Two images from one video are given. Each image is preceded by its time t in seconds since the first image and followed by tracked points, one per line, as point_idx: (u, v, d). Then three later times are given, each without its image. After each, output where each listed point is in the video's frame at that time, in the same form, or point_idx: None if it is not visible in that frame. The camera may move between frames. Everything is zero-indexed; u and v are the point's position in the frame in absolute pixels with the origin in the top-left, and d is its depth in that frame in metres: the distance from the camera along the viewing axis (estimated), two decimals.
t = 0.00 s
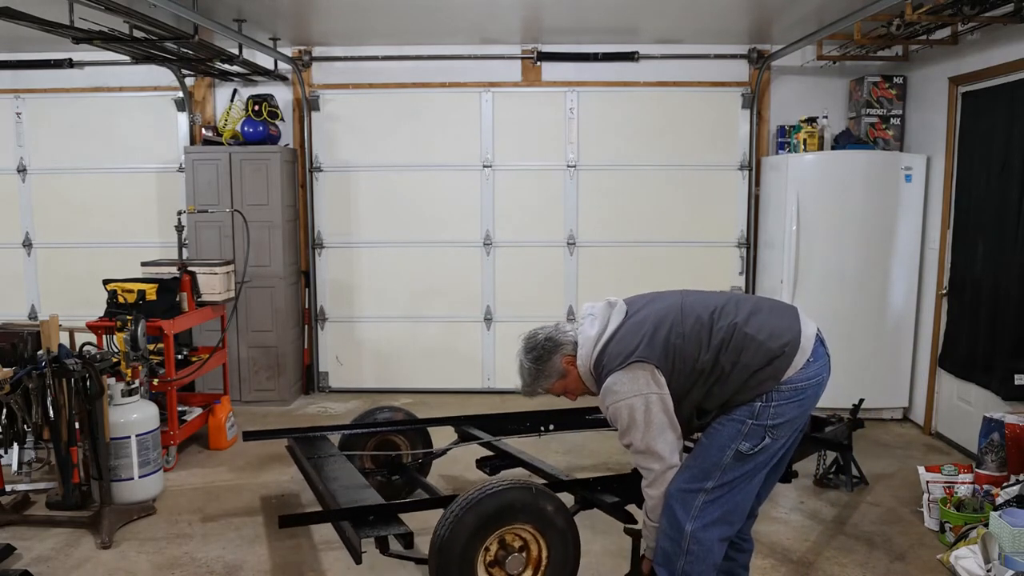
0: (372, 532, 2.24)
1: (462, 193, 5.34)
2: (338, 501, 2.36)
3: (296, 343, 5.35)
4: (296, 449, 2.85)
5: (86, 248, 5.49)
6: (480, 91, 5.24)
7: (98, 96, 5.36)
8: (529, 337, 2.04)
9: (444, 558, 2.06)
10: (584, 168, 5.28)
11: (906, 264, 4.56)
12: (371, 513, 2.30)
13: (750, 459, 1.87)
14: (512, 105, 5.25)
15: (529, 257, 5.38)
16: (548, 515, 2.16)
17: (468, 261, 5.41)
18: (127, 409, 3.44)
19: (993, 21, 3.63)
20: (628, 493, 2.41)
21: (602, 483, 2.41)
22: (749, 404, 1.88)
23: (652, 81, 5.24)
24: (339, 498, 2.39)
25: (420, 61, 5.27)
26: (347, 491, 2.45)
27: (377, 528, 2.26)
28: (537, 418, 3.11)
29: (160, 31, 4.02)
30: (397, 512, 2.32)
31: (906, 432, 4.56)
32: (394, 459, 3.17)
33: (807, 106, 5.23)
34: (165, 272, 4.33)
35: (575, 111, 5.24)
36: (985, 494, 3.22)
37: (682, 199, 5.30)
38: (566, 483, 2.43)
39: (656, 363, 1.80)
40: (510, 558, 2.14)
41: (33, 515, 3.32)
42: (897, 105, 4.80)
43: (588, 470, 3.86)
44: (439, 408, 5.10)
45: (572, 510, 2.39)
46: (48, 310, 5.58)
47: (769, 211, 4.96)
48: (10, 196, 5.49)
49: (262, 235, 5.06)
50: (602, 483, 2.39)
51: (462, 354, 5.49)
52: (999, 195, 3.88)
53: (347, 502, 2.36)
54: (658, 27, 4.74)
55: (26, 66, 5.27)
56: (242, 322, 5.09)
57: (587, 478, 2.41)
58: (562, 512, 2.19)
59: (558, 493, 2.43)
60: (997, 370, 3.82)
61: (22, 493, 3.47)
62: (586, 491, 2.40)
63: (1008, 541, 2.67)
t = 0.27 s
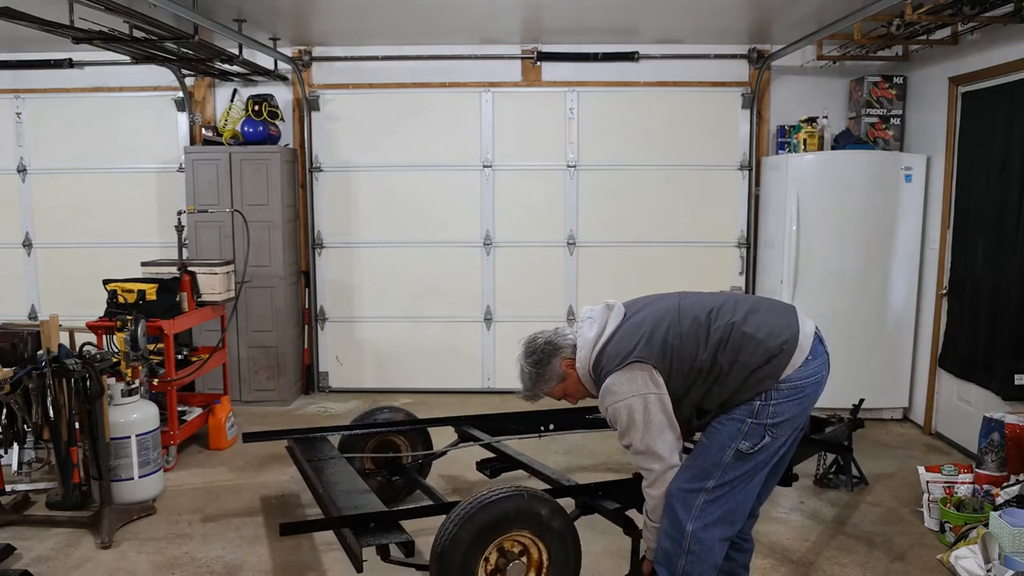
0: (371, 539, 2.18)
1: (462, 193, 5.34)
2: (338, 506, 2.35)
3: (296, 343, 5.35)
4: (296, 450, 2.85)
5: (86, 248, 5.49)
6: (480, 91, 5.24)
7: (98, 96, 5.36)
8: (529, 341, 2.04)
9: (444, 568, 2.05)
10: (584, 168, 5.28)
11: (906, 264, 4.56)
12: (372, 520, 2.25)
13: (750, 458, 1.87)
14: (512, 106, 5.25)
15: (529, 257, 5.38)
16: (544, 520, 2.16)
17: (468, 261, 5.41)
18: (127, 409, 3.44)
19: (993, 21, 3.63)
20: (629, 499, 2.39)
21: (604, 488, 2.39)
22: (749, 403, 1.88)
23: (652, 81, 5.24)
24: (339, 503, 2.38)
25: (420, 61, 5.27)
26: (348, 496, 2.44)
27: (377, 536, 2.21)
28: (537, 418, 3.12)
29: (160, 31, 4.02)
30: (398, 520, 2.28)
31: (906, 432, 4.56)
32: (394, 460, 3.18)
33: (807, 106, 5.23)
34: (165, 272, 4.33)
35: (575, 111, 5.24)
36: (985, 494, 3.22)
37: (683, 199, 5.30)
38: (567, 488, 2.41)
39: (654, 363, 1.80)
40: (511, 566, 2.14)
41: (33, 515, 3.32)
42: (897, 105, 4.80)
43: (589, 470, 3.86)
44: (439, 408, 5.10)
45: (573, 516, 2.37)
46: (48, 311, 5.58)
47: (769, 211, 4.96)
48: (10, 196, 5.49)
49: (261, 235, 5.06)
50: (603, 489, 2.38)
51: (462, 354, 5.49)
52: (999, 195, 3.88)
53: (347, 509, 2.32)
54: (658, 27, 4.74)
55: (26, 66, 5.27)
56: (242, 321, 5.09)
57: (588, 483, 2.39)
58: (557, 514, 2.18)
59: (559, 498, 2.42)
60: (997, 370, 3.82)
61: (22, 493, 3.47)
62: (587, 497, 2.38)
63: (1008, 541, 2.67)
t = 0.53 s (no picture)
0: (372, 544, 2.17)
1: (462, 193, 5.34)
2: (339, 510, 2.33)
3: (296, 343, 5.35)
4: (297, 452, 2.85)
5: (86, 248, 5.49)
6: (480, 91, 5.24)
7: (98, 96, 5.36)
8: (528, 345, 2.04)
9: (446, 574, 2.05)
10: (584, 168, 5.28)
11: (906, 264, 4.56)
12: (372, 524, 2.24)
13: (748, 457, 1.87)
14: (512, 106, 5.25)
15: (529, 257, 5.38)
16: (537, 520, 2.15)
17: (467, 261, 5.41)
18: (127, 410, 3.44)
19: (993, 21, 3.63)
20: (628, 503, 2.38)
21: (604, 491, 2.37)
22: (747, 402, 1.88)
23: (652, 81, 5.24)
24: (339, 506, 2.37)
25: (420, 61, 5.27)
26: (348, 500, 2.42)
27: (378, 540, 2.20)
28: (537, 417, 3.12)
29: (160, 31, 4.02)
30: (400, 524, 2.26)
31: (906, 432, 4.56)
32: (394, 461, 3.17)
33: (807, 106, 5.23)
34: (164, 272, 4.32)
35: (575, 111, 5.24)
36: (985, 494, 3.22)
37: (683, 199, 5.30)
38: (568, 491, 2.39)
39: (651, 364, 1.80)
40: (511, 570, 2.14)
41: (33, 515, 3.32)
42: (897, 105, 4.80)
43: (589, 470, 3.86)
44: (439, 408, 5.10)
45: (572, 518, 2.36)
46: (47, 311, 5.58)
47: (769, 211, 4.96)
48: (9, 196, 5.48)
49: (262, 234, 5.06)
50: (604, 493, 2.36)
51: (462, 354, 5.49)
52: (999, 195, 3.88)
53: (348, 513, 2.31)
54: (658, 27, 4.74)
55: (26, 66, 5.27)
56: (243, 321, 5.09)
57: (589, 487, 2.37)
58: (549, 512, 2.17)
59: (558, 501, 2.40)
60: (997, 370, 3.82)
61: (21, 494, 3.46)
62: (588, 500, 2.36)
63: (1008, 541, 2.67)
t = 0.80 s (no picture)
0: (372, 545, 2.17)
1: (462, 193, 5.34)
2: (339, 510, 2.33)
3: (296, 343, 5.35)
4: (297, 452, 2.85)
5: (86, 248, 5.49)
6: (480, 91, 5.24)
7: (98, 95, 5.36)
8: (530, 339, 2.05)
9: None
10: (584, 168, 5.28)
11: (906, 264, 4.56)
12: (371, 525, 2.24)
13: (748, 457, 1.87)
14: (512, 106, 5.25)
15: (529, 257, 5.38)
16: (528, 519, 2.14)
17: (468, 261, 5.41)
18: (127, 410, 3.44)
19: (993, 21, 3.63)
20: (628, 503, 2.38)
21: (603, 492, 2.37)
22: (746, 402, 1.88)
23: (652, 81, 5.24)
24: (339, 506, 2.37)
25: (420, 61, 5.27)
26: (348, 500, 2.42)
27: (378, 541, 2.20)
28: (537, 417, 3.12)
29: (160, 31, 4.02)
30: (400, 525, 2.26)
31: (906, 432, 4.56)
32: (393, 461, 3.17)
33: (807, 106, 5.23)
34: (164, 272, 4.32)
35: (575, 111, 5.24)
36: (985, 494, 3.22)
37: (683, 199, 5.30)
38: (567, 491, 2.39)
39: (651, 362, 1.80)
40: (511, 570, 2.15)
41: (33, 515, 3.32)
42: (897, 105, 4.80)
43: (589, 470, 3.86)
44: (439, 408, 5.10)
45: (572, 519, 2.37)
46: (47, 311, 5.58)
47: (769, 211, 4.96)
48: (10, 196, 5.49)
49: (261, 234, 5.06)
50: (603, 493, 2.36)
51: (461, 353, 5.48)
52: (998, 195, 3.88)
53: (348, 514, 2.31)
54: (658, 27, 4.74)
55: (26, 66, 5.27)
56: (242, 321, 5.09)
57: (588, 487, 2.37)
58: (539, 508, 2.16)
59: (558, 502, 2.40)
60: (997, 370, 3.82)
61: (21, 494, 3.46)
62: (587, 500, 2.36)
63: (1008, 541, 2.67)
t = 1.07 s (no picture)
0: (371, 545, 2.17)
1: (462, 193, 5.34)
2: (339, 510, 2.34)
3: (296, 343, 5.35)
4: (297, 452, 2.85)
5: (86, 248, 5.49)
6: (480, 91, 5.24)
7: (98, 96, 5.36)
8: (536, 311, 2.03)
9: None
10: (584, 168, 5.28)
11: (906, 264, 4.56)
12: (371, 525, 2.24)
13: (753, 461, 1.87)
14: (512, 106, 5.25)
15: (529, 256, 5.38)
16: (516, 520, 2.12)
17: (467, 261, 5.41)
18: (127, 410, 3.44)
19: (993, 21, 3.63)
20: (628, 503, 2.38)
21: (603, 492, 2.37)
22: (751, 405, 1.88)
23: (652, 81, 5.24)
24: (339, 506, 2.37)
25: (420, 61, 5.27)
26: (347, 500, 2.42)
27: (377, 541, 2.20)
28: (536, 418, 3.13)
29: (160, 31, 4.02)
30: (399, 525, 2.26)
31: (906, 432, 4.56)
32: (393, 461, 3.17)
33: (807, 106, 5.23)
34: (164, 272, 4.32)
35: (575, 111, 5.24)
36: (985, 494, 3.22)
37: (682, 199, 5.30)
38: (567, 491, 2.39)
39: (653, 344, 1.80)
40: (511, 570, 2.14)
41: (33, 515, 3.32)
42: (897, 105, 4.80)
43: (589, 470, 3.86)
44: (439, 408, 5.11)
45: (572, 519, 2.37)
46: (47, 311, 5.58)
47: (769, 211, 4.96)
48: (10, 196, 5.49)
49: (261, 234, 5.06)
50: (603, 493, 2.36)
51: (461, 353, 5.48)
52: (999, 195, 3.88)
53: (348, 514, 2.32)
54: (658, 27, 4.74)
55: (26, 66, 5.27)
56: (242, 321, 5.09)
57: (588, 487, 2.37)
58: (524, 506, 2.14)
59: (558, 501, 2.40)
60: (997, 370, 3.82)
61: (22, 494, 3.46)
62: (587, 500, 2.37)
63: (1008, 541, 2.67)
